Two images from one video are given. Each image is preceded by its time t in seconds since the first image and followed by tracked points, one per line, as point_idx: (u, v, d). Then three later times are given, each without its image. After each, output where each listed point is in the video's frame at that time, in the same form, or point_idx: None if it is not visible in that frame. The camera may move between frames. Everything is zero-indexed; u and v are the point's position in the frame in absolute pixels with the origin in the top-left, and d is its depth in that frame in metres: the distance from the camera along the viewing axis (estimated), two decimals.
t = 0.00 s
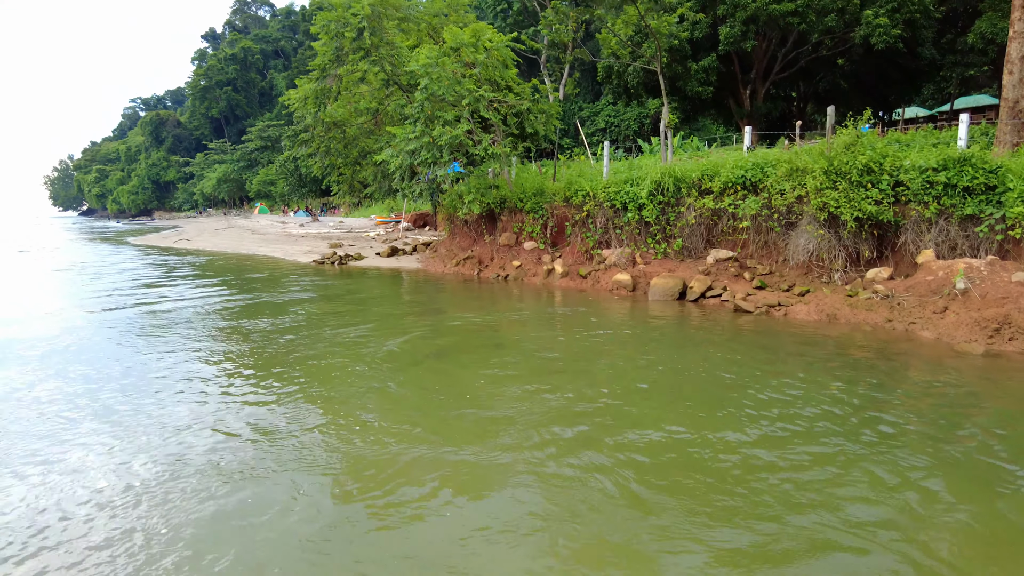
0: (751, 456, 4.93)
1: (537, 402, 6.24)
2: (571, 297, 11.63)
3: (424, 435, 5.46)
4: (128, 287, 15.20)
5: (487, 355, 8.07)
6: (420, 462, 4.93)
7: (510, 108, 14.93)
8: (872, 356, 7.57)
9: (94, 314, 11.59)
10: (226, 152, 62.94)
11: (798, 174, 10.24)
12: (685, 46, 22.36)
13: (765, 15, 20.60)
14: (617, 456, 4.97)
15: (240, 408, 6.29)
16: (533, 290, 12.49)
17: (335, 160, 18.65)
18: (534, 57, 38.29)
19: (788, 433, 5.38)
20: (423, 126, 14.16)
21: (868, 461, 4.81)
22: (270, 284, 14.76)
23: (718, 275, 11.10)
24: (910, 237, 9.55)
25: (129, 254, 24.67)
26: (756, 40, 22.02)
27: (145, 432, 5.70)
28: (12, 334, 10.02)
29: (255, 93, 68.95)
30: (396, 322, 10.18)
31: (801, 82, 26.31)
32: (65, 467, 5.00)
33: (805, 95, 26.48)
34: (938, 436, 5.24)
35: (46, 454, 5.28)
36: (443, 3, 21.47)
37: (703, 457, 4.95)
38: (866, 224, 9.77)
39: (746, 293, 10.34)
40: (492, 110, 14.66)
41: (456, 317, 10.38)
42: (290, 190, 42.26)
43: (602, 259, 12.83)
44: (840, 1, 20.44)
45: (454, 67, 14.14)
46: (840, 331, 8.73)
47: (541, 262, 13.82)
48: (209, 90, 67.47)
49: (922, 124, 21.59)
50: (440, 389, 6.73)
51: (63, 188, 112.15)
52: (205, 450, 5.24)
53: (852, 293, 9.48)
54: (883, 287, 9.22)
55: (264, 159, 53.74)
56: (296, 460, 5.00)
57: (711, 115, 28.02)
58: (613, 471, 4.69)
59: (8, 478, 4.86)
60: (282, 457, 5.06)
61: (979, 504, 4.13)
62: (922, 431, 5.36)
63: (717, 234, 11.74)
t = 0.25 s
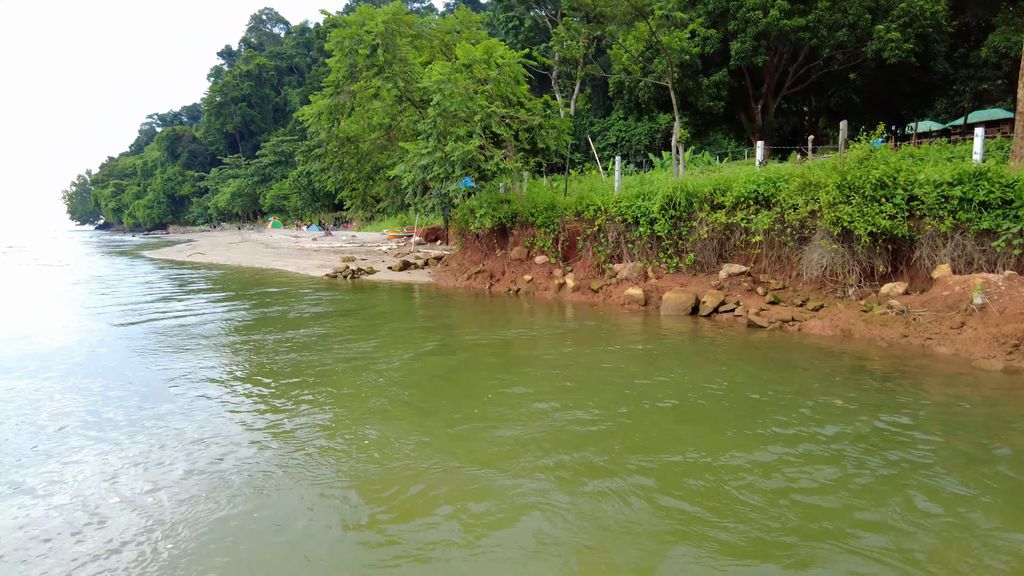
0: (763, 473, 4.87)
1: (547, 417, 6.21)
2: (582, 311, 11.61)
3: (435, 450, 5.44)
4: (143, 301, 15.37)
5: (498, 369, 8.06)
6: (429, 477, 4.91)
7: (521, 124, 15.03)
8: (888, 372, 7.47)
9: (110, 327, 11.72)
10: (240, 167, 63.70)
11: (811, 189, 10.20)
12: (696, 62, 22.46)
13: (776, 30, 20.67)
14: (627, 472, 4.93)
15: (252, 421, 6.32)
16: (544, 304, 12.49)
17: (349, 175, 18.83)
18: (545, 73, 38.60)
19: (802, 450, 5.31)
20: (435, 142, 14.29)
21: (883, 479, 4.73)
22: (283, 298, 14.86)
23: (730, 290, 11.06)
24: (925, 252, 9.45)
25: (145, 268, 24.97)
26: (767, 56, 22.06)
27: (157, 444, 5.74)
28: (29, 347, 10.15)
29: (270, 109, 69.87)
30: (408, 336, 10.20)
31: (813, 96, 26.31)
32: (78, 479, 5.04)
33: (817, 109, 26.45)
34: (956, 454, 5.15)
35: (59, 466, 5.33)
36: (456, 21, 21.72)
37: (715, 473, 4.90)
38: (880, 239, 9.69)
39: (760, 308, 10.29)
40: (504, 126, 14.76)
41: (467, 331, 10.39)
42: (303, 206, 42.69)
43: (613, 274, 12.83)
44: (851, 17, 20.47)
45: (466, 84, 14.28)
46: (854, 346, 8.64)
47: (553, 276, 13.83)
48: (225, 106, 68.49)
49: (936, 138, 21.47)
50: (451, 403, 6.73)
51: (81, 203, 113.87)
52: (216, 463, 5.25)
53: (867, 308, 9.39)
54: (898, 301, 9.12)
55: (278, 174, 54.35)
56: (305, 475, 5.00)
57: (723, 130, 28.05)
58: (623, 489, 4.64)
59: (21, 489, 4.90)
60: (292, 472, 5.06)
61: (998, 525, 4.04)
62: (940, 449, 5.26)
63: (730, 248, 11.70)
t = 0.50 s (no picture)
0: (775, 491, 4.81)
1: (557, 431, 6.18)
2: (592, 324, 11.60)
3: (444, 464, 5.43)
4: (156, 313, 15.50)
5: (509, 382, 8.05)
6: (438, 491, 4.89)
7: (532, 138, 15.11)
8: (902, 387, 7.38)
9: (123, 339, 11.82)
10: (253, 180, 64.33)
11: (823, 202, 10.16)
12: (706, 75, 22.50)
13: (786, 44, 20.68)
14: (638, 488, 4.89)
15: (262, 433, 6.34)
16: (554, 317, 12.49)
17: (360, 189, 18.97)
18: (555, 87, 38.81)
19: (815, 466, 5.24)
20: (446, 156, 14.38)
21: (898, 497, 4.67)
22: (294, 310, 14.94)
23: (742, 303, 11.02)
24: (939, 265, 9.35)
25: (159, 280, 25.22)
26: (777, 69, 22.07)
27: (169, 455, 5.77)
28: (44, 358, 10.26)
29: (282, 122, 70.60)
30: (418, 348, 10.22)
31: (824, 109, 26.28)
32: (90, 490, 5.06)
33: (828, 122, 26.38)
34: (973, 471, 5.06)
35: (72, 477, 5.36)
36: (467, 36, 21.91)
37: (726, 490, 4.85)
38: (893, 252, 9.60)
39: (771, 321, 10.24)
40: (515, 140, 14.83)
41: (477, 344, 10.40)
42: (315, 218, 43.01)
43: (624, 287, 12.82)
44: (862, 30, 20.47)
45: (477, 98, 14.37)
46: (868, 360, 8.55)
47: (563, 289, 13.84)
48: (238, 120, 69.30)
49: (949, 151, 21.33)
50: (462, 416, 6.73)
51: (96, 215, 115.32)
52: (226, 476, 5.26)
53: (880, 322, 9.32)
54: (911, 315, 9.03)
55: (290, 187, 54.85)
56: (314, 488, 5.00)
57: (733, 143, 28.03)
58: (633, 505, 4.60)
59: (34, 501, 4.93)
60: (302, 485, 5.06)
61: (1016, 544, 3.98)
62: (956, 466, 5.18)
63: (741, 262, 11.65)
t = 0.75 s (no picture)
0: (783, 508, 4.75)
1: (564, 446, 6.16)
2: (600, 339, 11.59)
3: (449, 480, 5.40)
4: (165, 326, 15.59)
5: (516, 396, 8.04)
6: (443, 508, 4.86)
7: (539, 153, 15.20)
8: (912, 402, 7.32)
9: (132, 352, 11.89)
10: (262, 195, 64.88)
11: (831, 217, 10.14)
12: (713, 91, 22.60)
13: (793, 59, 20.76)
14: (643, 503, 4.86)
15: (267, 447, 6.33)
16: (562, 332, 12.49)
17: (369, 204, 19.10)
18: (562, 103, 39.05)
19: (824, 483, 5.19)
20: (454, 171, 14.48)
21: (909, 515, 4.60)
22: (302, 324, 15.00)
23: (750, 318, 10.99)
24: (949, 279, 9.29)
25: (168, 294, 25.37)
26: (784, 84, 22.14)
27: (178, 468, 5.80)
28: (54, 371, 10.32)
29: (292, 138, 71.27)
30: (425, 362, 10.21)
31: (831, 124, 26.32)
32: (95, 504, 5.06)
33: (835, 136, 26.40)
34: (986, 487, 4.99)
35: (77, 491, 5.37)
36: (475, 53, 22.14)
37: (734, 507, 4.79)
38: (902, 266, 9.55)
39: (780, 336, 10.20)
40: (522, 155, 14.91)
41: (485, 358, 10.40)
42: (323, 233, 43.28)
43: (631, 301, 12.81)
44: (868, 45, 20.53)
45: (485, 114, 14.49)
46: (878, 376, 8.49)
47: (570, 303, 13.84)
48: (248, 136, 70.03)
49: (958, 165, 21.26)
50: (469, 430, 6.73)
51: (107, 230, 116.42)
52: (230, 490, 5.25)
53: (890, 337, 9.26)
54: (922, 330, 8.96)
55: (299, 202, 55.28)
56: (319, 503, 4.98)
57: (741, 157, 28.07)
58: (640, 520, 4.58)
59: (40, 514, 4.94)
60: (306, 500, 5.04)
61: None
62: (967, 482, 5.12)
63: (749, 276, 11.63)
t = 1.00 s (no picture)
0: (790, 524, 4.72)
1: (569, 460, 6.15)
2: (606, 352, 11.58)
3: (454, 494, 5.39)
4: (172, 339, 15.67)
5: (521, 410, 8.03)
6: (447, 522, 4.84)
7: (545, 167, 15.27)
8: (921, 417, 7.26)
9: (140, 364, 11.96)
10: (270, 209, 65.30)
11: (837, 230, 10.13)
12: (718, 105, 22.71)
13: (798, 74, 20.86)
14: (648, 518, 4.84)
15: (272, 460, 6.34)
16: (567, 345, 12.48)
17: (376, 218, 19.20)
18: (568, 117, 39.29)
19: (831, 499, 5.15)
20: (461, 186, 14.56)
21: (918, 532, 4.56)
22: (308, 337, 15.05)
23: (757, 332, 10.96)
24: (958, 293, 9.23)
25: (176, 307, 25.52)
26: (789, 99, 22.22)
27: (184, 481, 5.82)
28: (62, 384, 10.39)
29: (299, 152, 71.81)
30: (431, 376, 10.23)
31: (836, 137, 26.37)
32: (101, 516, 5.08)
33: (841, 150, 26.42)
34: (996, 503, 4.94)
35: (84, 503, 5.38)
36: (481, 68, 22.34)
37: (740, 523, 4.76)
38: (909, 280, 9.50)
39: (787, 350, 10.16)
40: (528, 170, 14.99)
41: (491, 372, 10.40)
42: (330, 246, 43.49)
43: (637, 314, 12.81)
44: (873, 59, 20.58)
45: (492, 129, 14.59)
46: (886, 390, 8.44)
47: (576, 317, 13.84)
48: (256, 150, 70.63)
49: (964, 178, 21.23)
50: (474, 444, 6.72)
51: (116, 244, 117.33)
52: (235, 504, 5.25)
53: (898, 351, 9.21)
54: (930, 344, 8.91)
55: (307, 216, 55.61)
56: (324, 517, 4.97)
57: (746, 171, 28.13)
58: (645, 536, 4.57)
59: (46, 526, 4.95)
60: (310, 514, 5.03)
61: None
62: (976, 498, 5.08)
63: (756, 290, 11.61)
